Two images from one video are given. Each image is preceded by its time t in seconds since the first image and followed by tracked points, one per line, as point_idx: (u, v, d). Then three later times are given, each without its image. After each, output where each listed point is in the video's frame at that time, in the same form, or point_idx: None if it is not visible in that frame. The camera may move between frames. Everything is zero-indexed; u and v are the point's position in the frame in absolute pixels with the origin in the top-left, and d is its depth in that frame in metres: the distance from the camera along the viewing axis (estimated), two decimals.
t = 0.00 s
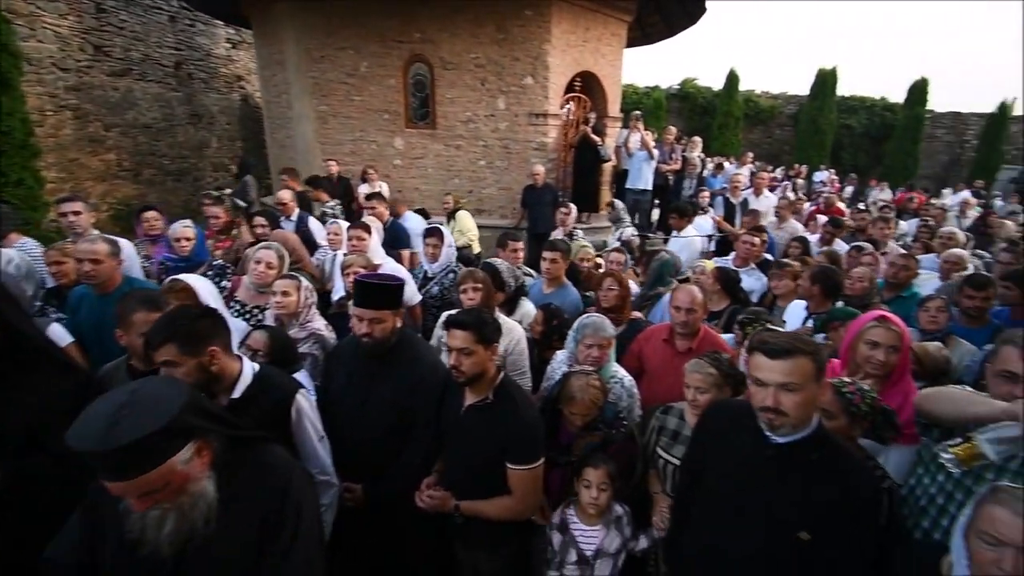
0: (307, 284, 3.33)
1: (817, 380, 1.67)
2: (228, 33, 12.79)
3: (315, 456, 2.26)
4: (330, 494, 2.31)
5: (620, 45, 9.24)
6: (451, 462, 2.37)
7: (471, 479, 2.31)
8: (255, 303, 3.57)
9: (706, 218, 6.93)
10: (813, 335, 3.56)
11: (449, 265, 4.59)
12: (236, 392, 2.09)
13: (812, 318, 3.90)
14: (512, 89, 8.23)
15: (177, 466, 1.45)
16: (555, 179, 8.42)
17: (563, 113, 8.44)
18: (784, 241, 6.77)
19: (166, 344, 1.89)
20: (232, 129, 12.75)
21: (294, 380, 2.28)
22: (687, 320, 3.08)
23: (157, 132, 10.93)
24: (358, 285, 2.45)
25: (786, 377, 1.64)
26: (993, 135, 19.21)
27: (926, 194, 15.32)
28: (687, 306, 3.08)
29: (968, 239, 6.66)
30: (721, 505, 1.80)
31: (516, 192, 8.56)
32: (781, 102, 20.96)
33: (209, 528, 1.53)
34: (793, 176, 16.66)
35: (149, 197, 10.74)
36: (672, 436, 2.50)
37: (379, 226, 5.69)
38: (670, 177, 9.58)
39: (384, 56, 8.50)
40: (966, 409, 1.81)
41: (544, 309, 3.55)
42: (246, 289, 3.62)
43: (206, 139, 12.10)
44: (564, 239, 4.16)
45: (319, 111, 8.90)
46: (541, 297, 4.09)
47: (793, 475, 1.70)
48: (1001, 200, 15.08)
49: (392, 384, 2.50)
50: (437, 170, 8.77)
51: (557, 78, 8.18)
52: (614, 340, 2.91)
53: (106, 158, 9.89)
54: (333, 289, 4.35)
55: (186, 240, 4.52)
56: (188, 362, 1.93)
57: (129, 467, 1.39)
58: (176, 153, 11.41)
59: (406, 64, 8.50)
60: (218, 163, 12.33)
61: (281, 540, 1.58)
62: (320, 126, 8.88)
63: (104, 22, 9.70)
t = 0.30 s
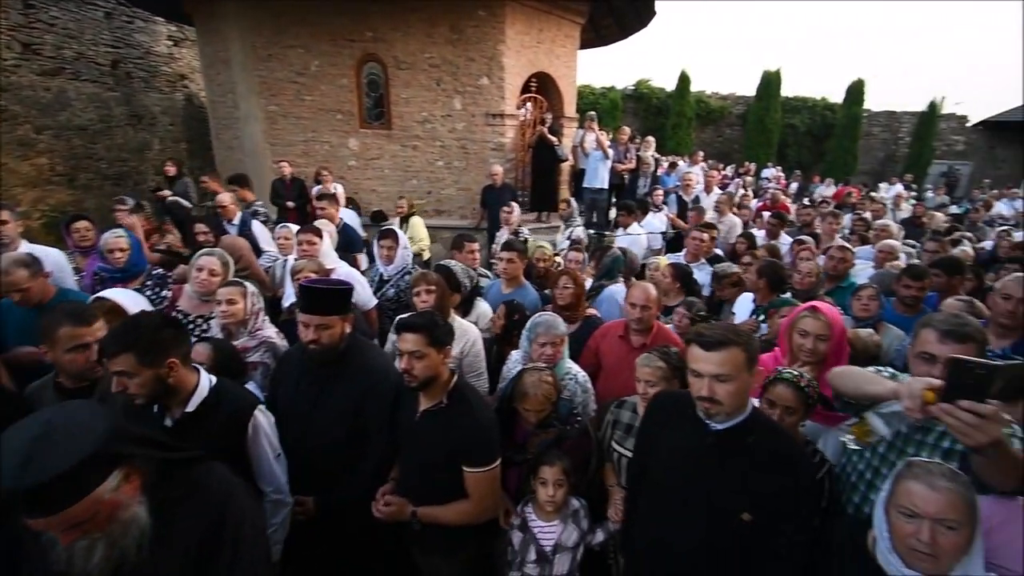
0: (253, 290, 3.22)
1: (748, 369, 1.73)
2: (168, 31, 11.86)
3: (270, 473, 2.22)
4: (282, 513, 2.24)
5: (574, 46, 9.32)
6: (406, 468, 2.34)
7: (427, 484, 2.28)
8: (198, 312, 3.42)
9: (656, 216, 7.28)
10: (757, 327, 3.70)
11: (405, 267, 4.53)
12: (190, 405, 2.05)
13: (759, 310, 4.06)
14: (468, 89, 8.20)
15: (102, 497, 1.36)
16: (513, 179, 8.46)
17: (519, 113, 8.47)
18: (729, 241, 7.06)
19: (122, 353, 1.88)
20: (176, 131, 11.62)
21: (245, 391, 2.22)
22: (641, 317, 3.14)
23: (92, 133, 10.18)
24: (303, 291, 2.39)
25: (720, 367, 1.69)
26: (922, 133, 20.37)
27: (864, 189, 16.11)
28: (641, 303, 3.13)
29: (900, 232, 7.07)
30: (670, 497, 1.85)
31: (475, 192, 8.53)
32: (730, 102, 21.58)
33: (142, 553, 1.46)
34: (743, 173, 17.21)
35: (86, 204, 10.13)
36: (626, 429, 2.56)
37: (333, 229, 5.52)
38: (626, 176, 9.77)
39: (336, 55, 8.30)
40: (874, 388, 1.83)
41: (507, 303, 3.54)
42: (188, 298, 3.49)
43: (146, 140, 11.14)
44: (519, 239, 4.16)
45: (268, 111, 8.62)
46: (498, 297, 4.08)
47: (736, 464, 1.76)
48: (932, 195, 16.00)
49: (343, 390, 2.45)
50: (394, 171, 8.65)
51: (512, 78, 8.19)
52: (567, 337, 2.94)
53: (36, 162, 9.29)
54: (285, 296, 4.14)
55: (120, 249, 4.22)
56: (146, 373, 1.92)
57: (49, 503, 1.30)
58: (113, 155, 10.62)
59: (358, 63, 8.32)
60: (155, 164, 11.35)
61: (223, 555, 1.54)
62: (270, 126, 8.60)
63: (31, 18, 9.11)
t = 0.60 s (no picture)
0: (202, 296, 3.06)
1: (698, 369, 1.74)
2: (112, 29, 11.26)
3: (226, 493, 2.13)
4: (237, 535, 2.18)
5: (535, 48, 9.33)
6: (364, 475, 2.28)
7: (385, 491, 2.23)
8: (142, 323, 3.27)
9: (617, 216, 7.41)
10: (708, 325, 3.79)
11: (366, 271, 4.42)
12: (147, 421, 1.95)
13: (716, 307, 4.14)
14: (429, 89, 8.08)
15: (30, 522, 1.26)
16: (478, 180, 8.40)
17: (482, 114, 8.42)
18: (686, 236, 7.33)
19: (79, 369, 1.77)
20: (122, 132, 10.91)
21: (201, 407, 2.14)
22: (601, 314, 3.17)
23: (30, 137, 9.55)
24: (251, 300, 2.30)
25: (670, 371, 1.71)
26: (867, 132, 21.30)
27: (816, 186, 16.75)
28: (600, 300, 3.17)
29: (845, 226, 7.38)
30: (631, 494, 1.87)
31: (439, 193, 8.43)
32: (689, 103, 22.05)
33: None
34: (702, 173, 17.62)
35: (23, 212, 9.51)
36: (585, 425, 2.58)
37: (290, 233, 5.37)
38: (589, 175, 9.87)
39: (290, 53, 8.03)
40: (792, 366, 1.82)
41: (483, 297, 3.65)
42: (132, 308, 3.34)
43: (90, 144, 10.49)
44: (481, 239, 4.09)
45: (220, 112, 8.24)
46: (461, 300, 4.02)
47: (693, 460, 1.78)
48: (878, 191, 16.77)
49: (296, 399, 2.38)
50: (355, 173, 8.47)
51: (473, 79, 8.11)
52: (527, 336, 2.91)
53: None
54: (236, 303, 3.98)
55: (55, 262, 4.00)
56: (104, 390, 1.81)
57: None
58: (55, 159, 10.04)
59: (314, 63, 8.08)
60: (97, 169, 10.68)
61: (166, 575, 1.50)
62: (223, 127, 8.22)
63: None
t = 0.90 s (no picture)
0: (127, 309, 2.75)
1: (641, 372, 1.78)
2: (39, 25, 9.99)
3: (171, 511, 2.04)
4: (181, 556, 2.09)
5: (486, 52, 9.33)
6: (310, 488, 2.21)
7: (331, 504, 2.17)
8: (67, 339, 3.08)
9: (569, 219, 7.50)
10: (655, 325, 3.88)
11: (314, 278, 4.29)
12: (77, 443, 1.84)
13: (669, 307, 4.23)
14: (380, 92, 7.84)
15: None
16: (433, 184, 8.21)
17: (435, 117, 8.30)
18: (638, 236, 7.44)
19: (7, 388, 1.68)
20: (50, 136, 9.47)
21: (135, 427, 2.03)
22: (549, 314, 3.20)
23: None
24: (182, 314, 2.21)
25: (612, 376, 1.74)
26: (807, 135, 22.23)
27: (761, 186, 17.38)
28: (548, 299, 3.21)
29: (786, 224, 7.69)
30: (580, 493, 1.89)
31: (394, 198, 8.24)
32: (642, 107, 22.48)
33: None
34: (655, 174, 17.97)
35: None
36: (535, 426, 2.58)
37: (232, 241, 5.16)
38: (545, 178, 9.89)
39: (231, 54, 7.56)
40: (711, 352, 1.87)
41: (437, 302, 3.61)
42: (55, 324, 3.14)
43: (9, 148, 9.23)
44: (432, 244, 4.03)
45: (156, 113, 7.64)
46: (414, 306, 3.93)
47: (638, 456, 1.81)
48: (819, 191, 17.55)
49: (236, 414, 2.29)
50: (304, 176, 8.13)
51: (426, 82, 7.96)
52: (478, 339, 2.89)
53: None
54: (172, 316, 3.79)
55: None
56: (33, 410, 1.72)
57: None
58: None
59: (257, 64, 7.66)
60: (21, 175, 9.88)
61: None
62: (160, 130, 7.73)
63: None
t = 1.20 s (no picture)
0: (54, 330, 2.43)
1: (597, 371, 1.80)
2: None
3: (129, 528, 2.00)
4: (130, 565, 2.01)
5: (451, 52, 9.21)
6: (265, 498, 2.15)
7: (289, 514, 2.11)
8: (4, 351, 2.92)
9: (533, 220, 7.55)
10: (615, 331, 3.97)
11: (270, 282, 4.19)
12: (16, 458, 1.76)
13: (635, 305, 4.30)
14: (342, 91, 7.74)
15: None
16: (398, 185, 8.17)
17: (399, 118, 8.26)
18: (602, 237, 7.54)
19: None
20: None
21: (81, 441, 1.95)
22: (512, 311, 3.21)
23: None
24: (124, 323, 2.12)
25: (568, 376, 1.76)
26: (765, 136, 22.93)
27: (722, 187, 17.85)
28: (509, 297, 3.22)
29: (742, 223, 7.93)
30: (542, 493, 1.91)
31: (359, 199, 8.18)
32: (607, 109, 22.77)
33: None
34: (622, 176, 18.21)
35: None
36: (497, 427, 2.59)
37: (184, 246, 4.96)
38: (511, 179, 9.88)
39: (185, 51, 7.27)
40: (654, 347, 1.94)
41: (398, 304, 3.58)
42: None
43: None
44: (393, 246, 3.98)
45: (104, 113, 7.29)
46: (379, 308, 3.88)
47: (596, 453, 1.84)
48: (775, 191, 18.12)
49: (187, 425, 2.22)
50: (264, 178, 7.89)
51: (388, 82, 7.91)
52: (439, 341, 2.87)
53: None
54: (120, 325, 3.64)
55: None
56: None
57: None
58: None
59: (212, 62, 7.40)
60: None
61: None
62: (108, 130, 7.38)
63: None
